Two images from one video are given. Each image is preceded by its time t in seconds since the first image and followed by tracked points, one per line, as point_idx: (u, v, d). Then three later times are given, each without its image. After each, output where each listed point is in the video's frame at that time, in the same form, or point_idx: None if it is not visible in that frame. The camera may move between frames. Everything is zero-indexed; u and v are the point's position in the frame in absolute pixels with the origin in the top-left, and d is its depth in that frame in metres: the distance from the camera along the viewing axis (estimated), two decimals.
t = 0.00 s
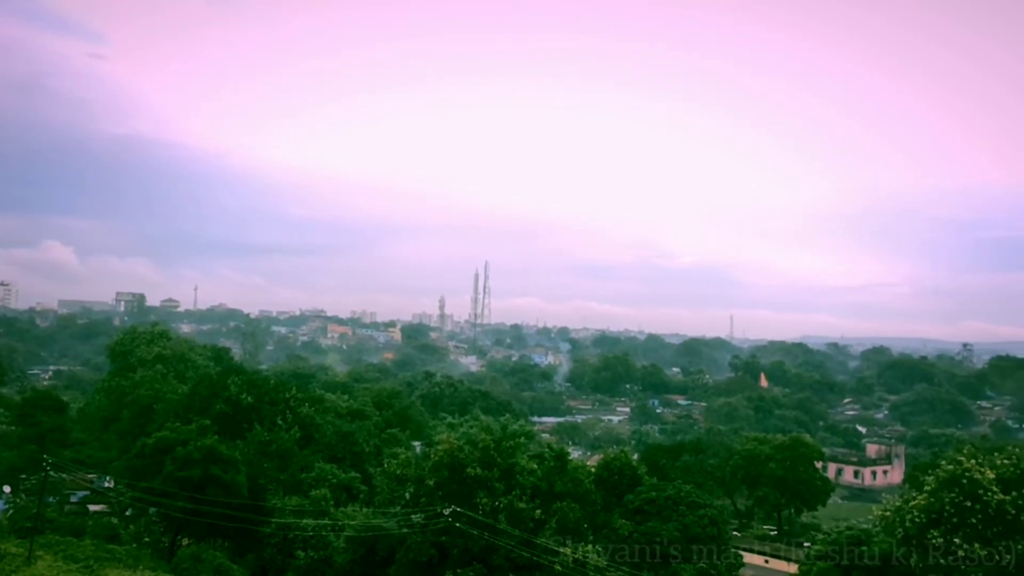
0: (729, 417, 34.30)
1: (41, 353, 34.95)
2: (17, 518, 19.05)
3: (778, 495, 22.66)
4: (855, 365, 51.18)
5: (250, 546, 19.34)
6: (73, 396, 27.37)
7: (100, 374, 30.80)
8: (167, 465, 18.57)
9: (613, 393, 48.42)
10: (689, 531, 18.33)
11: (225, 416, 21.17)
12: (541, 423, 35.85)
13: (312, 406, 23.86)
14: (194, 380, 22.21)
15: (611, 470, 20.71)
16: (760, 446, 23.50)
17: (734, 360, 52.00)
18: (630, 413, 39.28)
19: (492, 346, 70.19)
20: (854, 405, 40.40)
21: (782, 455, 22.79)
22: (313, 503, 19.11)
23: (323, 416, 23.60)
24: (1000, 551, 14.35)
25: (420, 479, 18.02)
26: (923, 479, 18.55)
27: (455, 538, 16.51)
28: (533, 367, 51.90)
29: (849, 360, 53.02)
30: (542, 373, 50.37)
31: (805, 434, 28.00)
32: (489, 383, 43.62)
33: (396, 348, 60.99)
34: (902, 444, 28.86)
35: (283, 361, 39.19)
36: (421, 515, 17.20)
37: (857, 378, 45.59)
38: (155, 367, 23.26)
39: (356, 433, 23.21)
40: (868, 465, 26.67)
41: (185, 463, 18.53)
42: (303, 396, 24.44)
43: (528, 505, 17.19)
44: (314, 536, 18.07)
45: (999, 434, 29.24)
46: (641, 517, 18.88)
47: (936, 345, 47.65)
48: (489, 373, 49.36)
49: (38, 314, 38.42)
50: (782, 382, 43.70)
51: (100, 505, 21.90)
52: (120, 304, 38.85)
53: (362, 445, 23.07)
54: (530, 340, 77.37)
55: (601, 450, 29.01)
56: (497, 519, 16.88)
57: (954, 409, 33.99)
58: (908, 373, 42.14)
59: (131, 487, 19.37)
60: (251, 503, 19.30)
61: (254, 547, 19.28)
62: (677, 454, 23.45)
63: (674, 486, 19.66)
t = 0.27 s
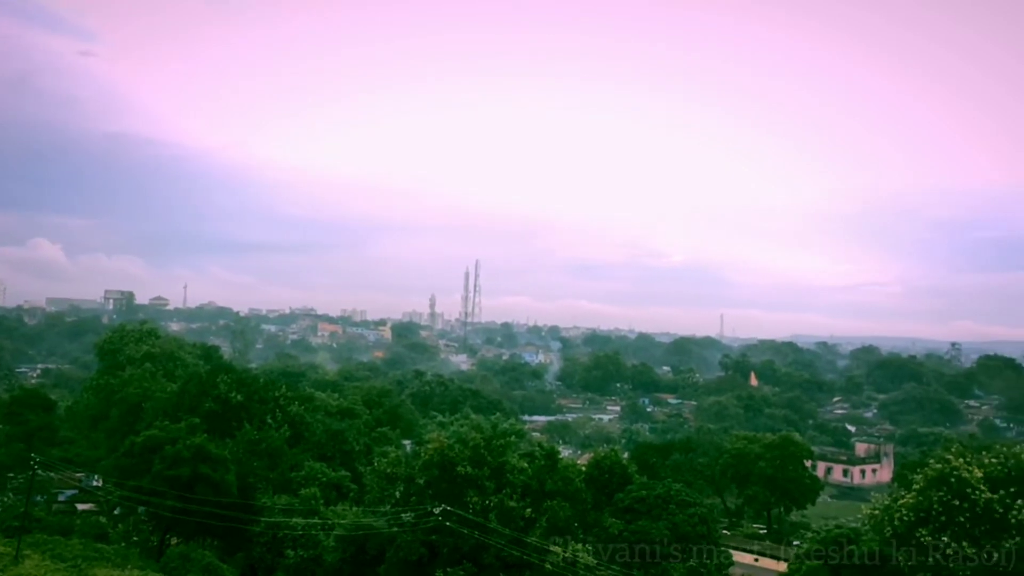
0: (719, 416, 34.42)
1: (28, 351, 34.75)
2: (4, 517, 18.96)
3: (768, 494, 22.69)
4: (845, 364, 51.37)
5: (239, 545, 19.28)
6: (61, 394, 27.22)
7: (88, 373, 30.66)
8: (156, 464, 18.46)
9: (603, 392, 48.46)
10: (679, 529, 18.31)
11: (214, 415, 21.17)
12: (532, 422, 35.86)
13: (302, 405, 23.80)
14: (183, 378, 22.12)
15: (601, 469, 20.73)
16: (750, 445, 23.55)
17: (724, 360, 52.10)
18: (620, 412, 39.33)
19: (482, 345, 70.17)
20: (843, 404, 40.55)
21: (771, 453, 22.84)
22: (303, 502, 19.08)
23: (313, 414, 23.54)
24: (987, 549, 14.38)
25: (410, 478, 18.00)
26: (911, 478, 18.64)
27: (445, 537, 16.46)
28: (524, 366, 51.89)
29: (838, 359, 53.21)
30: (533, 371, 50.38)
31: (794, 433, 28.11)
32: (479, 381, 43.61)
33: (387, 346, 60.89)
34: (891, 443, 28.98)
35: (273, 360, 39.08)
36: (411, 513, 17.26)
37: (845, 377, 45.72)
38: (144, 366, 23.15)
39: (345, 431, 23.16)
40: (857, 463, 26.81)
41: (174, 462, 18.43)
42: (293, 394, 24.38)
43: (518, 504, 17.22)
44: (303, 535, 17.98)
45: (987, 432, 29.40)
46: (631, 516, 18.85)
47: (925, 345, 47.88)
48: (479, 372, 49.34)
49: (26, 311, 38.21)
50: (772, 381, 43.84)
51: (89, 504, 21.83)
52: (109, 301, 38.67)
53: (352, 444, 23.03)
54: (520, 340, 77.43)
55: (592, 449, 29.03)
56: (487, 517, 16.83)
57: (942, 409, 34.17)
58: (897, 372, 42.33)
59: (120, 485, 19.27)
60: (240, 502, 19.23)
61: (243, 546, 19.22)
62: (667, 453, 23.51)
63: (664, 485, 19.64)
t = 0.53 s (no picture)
0: (713, 415, 34.47)
1: (21, 352, 34.63)
2: None
3: (762, 493, 22.79)
4: (838, 364, 51.48)
5: (231, 546, 19.15)
6: (53, 396, 27.11)
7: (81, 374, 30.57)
8: (148, 465, 18.33)
9: (597, 392, 48.49)
10: (673, 529, 18.20)
11: (207, 416, 21.01)
12: (526, 422, 35.86)
13: (295, 406, 23.74)
14: (176, 379, 22.00)
15: (595, 469, 20.69)
16: (745, 445, 23.54)
17: (717, 359, 52.18)
18: (614, 412, 39.35)
19: (476, 345, 70.14)
20: (837, 403, 40.63)
21: (765, 453, 22.86)
22: (297, 503, 19.01)
23: (307, 415, 23.48)
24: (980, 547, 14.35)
25: (403, 479, 17.95)
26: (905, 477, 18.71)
27: (439, 538, 16.44)
28: (518, 366, 51.87)
29: (831, 358, 53.33)
30: (526, 371, 50.38)
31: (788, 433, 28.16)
32: (473, 382, 43.61)
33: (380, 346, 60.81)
34: (884, 442, 29.04)
35: (266, 360, 39.01)
36: (405, 514, 17.13)
37: (839, 377, 45.79)
38: (137, 367, 23.07)
39: (339, 432, 23.13)
40: (850, 463, 26.92)
41: (166, 463, 18.32)
42: (286, 395, 24.33)
43: (512, 504, 17.21)
44: (297, 536, 17.89)
45: (980, 432, 29.49)
46: (625, 516, 18.75)
47: (918, 344, 48.00)
48: (473, 372, 49.32)
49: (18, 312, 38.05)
50: (765, 381, 43.92)
51: (81, 505, 21.79)
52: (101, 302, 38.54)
53: (345, 445, 23.00)
54: (514, 340, 77.46)
55: (585, 449, 29.04)
56: (481, 518, 16.79)
57: (935, 408, 34.25)
58: (891, 371, 42.43)
59: (112, 487, 19.18)
60: (234, 503, 19.18)
61: (236, 548, 19.09)
62: (661, 453, 23.53)
63: (658, 485, 19.56)
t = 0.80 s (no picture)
0: (706, 413, 34.56)
1: (12, 352, 34.52)
2: None
3: (754, 490, 22.87)
4: (830, 361, 51.66)
5: (225, 546, 19.07)
6: (45, 396, 27.04)
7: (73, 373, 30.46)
8: (141, 465, 18.26)
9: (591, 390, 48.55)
10: (667, 526, 18.03)
11: (200, 416, 21.15)
12: (519, 420, 35.89)
13: (288, 404, 23.72)
14: (168, 378, 21.79)
15: (589, 467, 20.70)
16: (738, 442, 23.60)
17: (711, 357, 52.30)
18: (608, 410, 39.41)
19: (470, 344, 70.11)
20: (830, 400, 40.77)
21: (758, 450, 22.93)
22: (290, 502, 19.00)
23: (300, 414, 23.46)
24: (972, 543, 14.39)
25: (397, 477, 17.93)
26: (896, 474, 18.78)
27: (433, 536, 16.45)
28: (511, 364, 51.89)
29: (824, 355, 53.52)
30: (520, 370, 50.40)
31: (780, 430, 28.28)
32: (467, 380, 43.61)
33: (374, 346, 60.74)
34: (876, 439, 29.17)
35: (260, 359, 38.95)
36: (398, 513, 17.21)
37: (831, 375, 45.95)
38: (129, 366, 23.03)
39: (333, 431, 23.15)
40: (842, 460, 27.13)
41: (159, 462, 18.24)
42: (280, 394, 24.33)
43: (506, 502, 17.25)
44: (290, 536, 17.78)
45: (971, 428, 29.63)
46: (619, 513, 18.64)
47: (910, 341, 48.19)
48: (467, 370, 49.32)
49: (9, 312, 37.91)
50: (758, 378, 44.04)
51: (73, 506, 21.80)
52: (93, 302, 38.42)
53: (339, 443, 23.01)
54: (508, 339, 77.53)
55: (579, 446, 29.09)
56: (475, 517, 16.84)
57: (927, 404, 34.41)
58: (883, 367, 42.59)
59: (105, 487, 19.13)
60: (227, 503, 19.11)
61: (230, 547, 19.02)
62: (654, 450, 23.66)
63: (652, 482, 19.49)
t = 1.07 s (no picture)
0: (700, 411, 34.67)
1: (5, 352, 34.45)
2: None
3: (747, 488, 23.01)
4: (824, 359, 51.85)
5: (220, 545, 19.06)
6: (38, 397, 27.01)
7: (67, 373, 30.43)
8: (136, 465, 18.26)
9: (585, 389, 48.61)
10: (660, 524, 18.00)
11: (195, 415, 21.15)
12: (514, 419, 35.96)
13: (283, 403, 23.76)
14: (162, 378, 21.77)
15: (583, 465, 20.79)
16: (733, 441, 23.68)
17: (704, 355, 52.45)
18: (602, 409, 39.51)
19: (464, 343, 70.21)
20: (823, 398, 40.91)
21: (751, 449, 23.02)
22: (285, 502, 19.05)
23: (294, 413, 23.48)
24: (964, 540, 14.45)
25: (392, 477, 18.01)
26: (888, 471, 18.90)
27: (428, 535, 16.46)
28: (505, 363, 51.95)
29: (817, 354, 53.67)
30: (514, 369, 50.46)
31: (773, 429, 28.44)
32: (462, 379, 43.67)
33: (368, 345, 60.76)
34: (869, 437, 29.32)
35: (254, 359, 38.94)
36: (393, 512, 17.29)
37: (825, 373, 46.10)
38: (124, 366, 23.03)
39: (328, 431, 23.22)
40: (835, 458, 27.30)
41: (154, 462, 18.27)
42: (275, 393, 24.37)
43: (500, 501, 17.29)
44: (286, 535, 17.84)
45: (963, 426, 29.77)
46: (613, 512, 18.72)
47: (903, 339, 48.37)
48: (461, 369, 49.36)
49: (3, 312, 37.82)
50: (752, 377, 44.18)
51: (68, 506, 21.82)
52: (86, 301, 38.34)
53: (334, 443, 23.11)
54: (503, 338, 77.59)
55: (573, 445, 29.17)
56: (470, 515, 16.86)
57: (920, 402, 34.56)
58: (876, 366, 42.75)
59: (100, 487, 19.15)
60: (222, 503, 19.11)
61: (225, 546, 19.03)
62: (648, 449, 23.88)
63: (646, 481, 19.58)
